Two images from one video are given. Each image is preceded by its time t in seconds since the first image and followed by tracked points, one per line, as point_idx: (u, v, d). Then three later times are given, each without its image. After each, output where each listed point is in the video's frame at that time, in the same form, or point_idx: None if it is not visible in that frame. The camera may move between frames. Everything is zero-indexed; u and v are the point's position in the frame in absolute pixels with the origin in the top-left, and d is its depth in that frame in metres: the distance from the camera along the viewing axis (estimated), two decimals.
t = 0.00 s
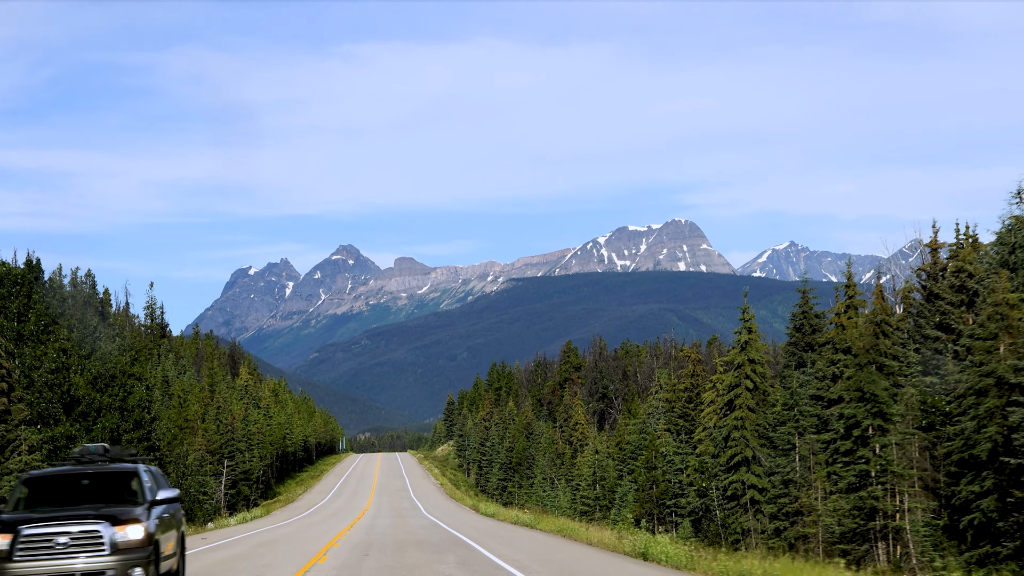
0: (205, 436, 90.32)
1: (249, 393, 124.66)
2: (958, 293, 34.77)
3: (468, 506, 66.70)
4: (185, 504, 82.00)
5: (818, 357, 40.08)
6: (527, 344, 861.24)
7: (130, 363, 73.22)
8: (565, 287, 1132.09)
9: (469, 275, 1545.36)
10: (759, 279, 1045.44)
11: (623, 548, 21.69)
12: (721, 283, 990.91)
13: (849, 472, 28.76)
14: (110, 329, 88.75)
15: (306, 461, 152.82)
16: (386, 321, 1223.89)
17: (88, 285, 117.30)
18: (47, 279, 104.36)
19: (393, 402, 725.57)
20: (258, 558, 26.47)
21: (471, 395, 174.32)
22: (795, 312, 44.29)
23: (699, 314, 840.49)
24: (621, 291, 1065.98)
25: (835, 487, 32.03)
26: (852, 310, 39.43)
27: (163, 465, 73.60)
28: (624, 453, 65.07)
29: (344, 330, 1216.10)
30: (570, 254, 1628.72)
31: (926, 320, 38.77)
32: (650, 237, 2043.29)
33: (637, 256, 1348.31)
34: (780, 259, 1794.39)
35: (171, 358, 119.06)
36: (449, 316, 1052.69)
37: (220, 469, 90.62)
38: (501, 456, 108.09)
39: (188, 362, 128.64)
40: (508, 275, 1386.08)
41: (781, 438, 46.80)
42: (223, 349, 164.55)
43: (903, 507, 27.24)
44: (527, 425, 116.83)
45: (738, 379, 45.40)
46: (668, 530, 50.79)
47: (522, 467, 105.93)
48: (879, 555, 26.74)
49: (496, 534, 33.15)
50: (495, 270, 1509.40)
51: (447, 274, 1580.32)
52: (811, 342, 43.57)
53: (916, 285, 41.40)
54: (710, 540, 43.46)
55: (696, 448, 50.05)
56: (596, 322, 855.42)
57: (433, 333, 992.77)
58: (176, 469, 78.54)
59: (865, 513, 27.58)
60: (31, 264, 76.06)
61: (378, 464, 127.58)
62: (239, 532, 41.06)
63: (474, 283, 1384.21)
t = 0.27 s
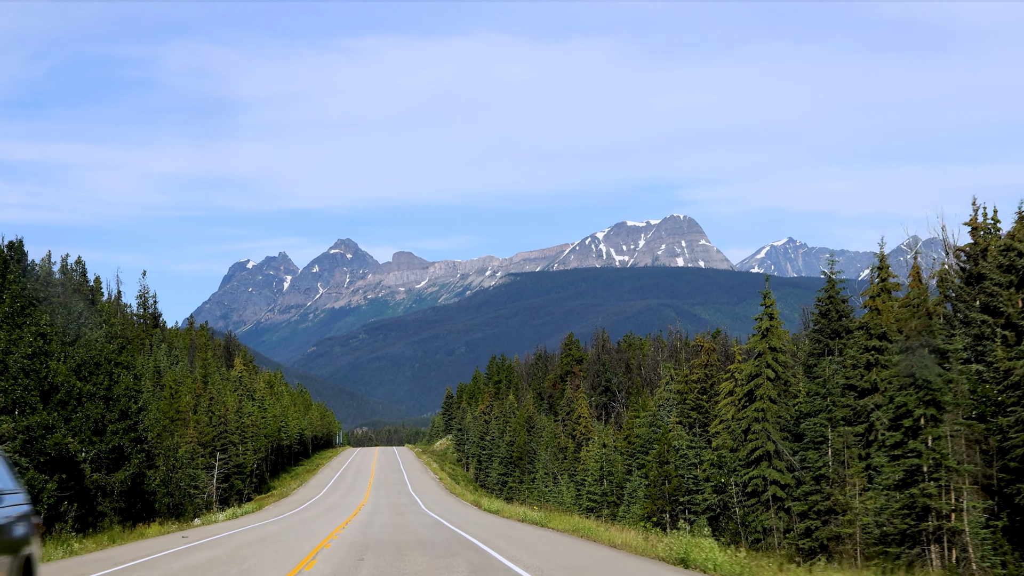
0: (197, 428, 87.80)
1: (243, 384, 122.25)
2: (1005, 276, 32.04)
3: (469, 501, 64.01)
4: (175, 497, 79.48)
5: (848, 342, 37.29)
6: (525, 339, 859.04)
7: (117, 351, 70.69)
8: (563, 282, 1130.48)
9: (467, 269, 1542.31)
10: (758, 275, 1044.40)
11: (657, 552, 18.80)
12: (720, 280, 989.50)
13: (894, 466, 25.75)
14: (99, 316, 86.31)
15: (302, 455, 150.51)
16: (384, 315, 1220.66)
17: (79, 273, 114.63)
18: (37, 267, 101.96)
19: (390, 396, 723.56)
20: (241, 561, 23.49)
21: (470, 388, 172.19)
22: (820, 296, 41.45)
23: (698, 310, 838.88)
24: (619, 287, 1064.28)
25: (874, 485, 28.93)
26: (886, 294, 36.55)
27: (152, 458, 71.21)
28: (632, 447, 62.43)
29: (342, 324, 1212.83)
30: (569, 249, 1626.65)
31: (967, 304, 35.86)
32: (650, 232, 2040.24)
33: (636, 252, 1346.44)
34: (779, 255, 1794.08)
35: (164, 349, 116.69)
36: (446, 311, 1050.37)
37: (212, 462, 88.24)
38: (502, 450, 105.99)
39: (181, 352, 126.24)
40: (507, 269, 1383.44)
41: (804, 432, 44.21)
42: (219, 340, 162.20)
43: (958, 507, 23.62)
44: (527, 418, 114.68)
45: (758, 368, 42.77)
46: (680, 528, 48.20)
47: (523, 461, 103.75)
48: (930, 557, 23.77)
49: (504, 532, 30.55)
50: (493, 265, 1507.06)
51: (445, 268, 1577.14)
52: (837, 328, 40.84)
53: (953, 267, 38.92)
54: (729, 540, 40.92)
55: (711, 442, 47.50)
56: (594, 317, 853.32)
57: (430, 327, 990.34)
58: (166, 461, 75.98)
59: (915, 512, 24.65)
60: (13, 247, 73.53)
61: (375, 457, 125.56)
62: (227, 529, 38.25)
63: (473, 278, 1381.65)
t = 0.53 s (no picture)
0: (185, 426, 84.90)
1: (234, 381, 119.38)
2: None
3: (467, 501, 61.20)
4: (162, 496, 76.53)
5: (883, 332, 34.55)
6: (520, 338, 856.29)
7: (101, 344, 67.69)
8: (558, 281, 1127.91)
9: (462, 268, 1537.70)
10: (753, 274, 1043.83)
11: (700, 565, 16.06)
12: (715, 279, 988.78)
13: (955, 463, 22.84)
14: (83, 309, 83.39)
15: (294, 453, 147.60)
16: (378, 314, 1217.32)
17: (65, 266, 111.46)
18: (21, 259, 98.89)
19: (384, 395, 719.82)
20: (218, 570, 20.61)
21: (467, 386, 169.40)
22: (846, 283, 38.92)
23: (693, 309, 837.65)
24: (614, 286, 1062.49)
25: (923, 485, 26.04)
26: (921, 279, 34.12)
27: (137, 456, 68.48)
28: (639, 446, 59.64)
29: (336, 323, 1208.28)
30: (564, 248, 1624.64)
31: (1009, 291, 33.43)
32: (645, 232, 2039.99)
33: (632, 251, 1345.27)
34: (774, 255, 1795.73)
35: (153, 344, 113.70)
36: (441, 310, 1047.02)
37: (201, 460, 85.36)
38: (499, 448, 103.29)
39: (170, 348, 123.21)
40: (502, 268, 1380.41)
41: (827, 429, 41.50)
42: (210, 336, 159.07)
43: None
44: (525, 416, 111.99)
45: (779, 361, 40.08)
46: (692, 531, 45.41)
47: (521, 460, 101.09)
48: (992, 565, 20.77)
49: (512, 537, 27.83)
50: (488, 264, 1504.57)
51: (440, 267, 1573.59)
52: (864, 318, 38.24)
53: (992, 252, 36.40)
54: (746, 544, 38.24)
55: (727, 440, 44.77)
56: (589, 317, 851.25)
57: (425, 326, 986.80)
58: (153, 459, 73.02)
59: (976, 516, 21.82)
60: None
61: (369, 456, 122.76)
62: (209, 531, 35.20)
63: (468, 277, 1378.18)
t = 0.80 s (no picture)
0: (177, 420, 82.02)
1: (229, 374, 116.73)
2: None
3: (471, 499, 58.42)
4: (153, 493, 73.61)
5: (926, 315, 31.76)
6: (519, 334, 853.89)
7: (87, 335, 64.64)
8: (557, 277, 1125.24)
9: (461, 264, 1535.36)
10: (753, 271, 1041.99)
11: None
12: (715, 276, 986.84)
13: None
14: (70, 299, 80.51)
15: (291, 449, 145.01)
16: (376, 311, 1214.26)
17: (54, 256, 108.10)
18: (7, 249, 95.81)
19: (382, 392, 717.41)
20: None
21: (467, 380, 166.85)
22: (881, 265, 36.36)
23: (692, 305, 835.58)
24: (613, 282, 1060.26)
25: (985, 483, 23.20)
26: (970, 258, 31.27)
27: (126, 451, 65.79)
28: (652, 439, 56.92)
29: (334, 319, 1204.84)
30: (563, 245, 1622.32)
31: None
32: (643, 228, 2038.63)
33: (630, 248, 1343.48)
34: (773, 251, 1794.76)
35: (145, 337, 110.83)
36: (440, 306, 1044.12)
37: (194, 456, 82.60)
38: (501, 444, 100.84)
39: (164, 340, 120.36)
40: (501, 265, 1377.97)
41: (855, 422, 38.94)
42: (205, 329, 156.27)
43: None
44: (528, 410, 109.42)
45: (807, 349, 37.50)
46: (711, 530, 42.84)
47: (523, 456, 98.64)
48: None
49: (526, 539, 25.17)
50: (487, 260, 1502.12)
51: (439, 263, 1570.73)
52: (902, 302, 35.62)
53: None
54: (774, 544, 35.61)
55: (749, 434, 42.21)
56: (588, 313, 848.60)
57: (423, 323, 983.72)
58: (142, 455, 70.03)
59: None
60: None
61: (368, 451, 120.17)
62: (191, 533, 32.04)
63: (466, 273, 1375.46)
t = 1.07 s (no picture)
0: (168, 417, 79.30)
1: (224, 370, 114.02)
2: None
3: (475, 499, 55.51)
4: (142, 492, 70.92)
5: (977, 300, 29.10)
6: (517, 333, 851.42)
7: (73, 327, 61.89)
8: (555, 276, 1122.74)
9: (460, 263, 1533.07)
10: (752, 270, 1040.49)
11: None
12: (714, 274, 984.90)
13: None
14: (58, 291, 77.82)
15: (288, 447, 142.29)
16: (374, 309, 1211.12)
17: (43, 248, 105.40)
18: None
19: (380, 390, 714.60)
20: None
21: (466, 377, 164.23)
22: (922, 247, 34.03)
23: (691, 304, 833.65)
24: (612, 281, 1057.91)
25: None
26: None
27: (113, 449, 63.06)
28: (666, 437, 53.99)
29: (332, 317, 1201.29)
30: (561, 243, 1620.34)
31: None
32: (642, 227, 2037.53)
33: (629, 247, 1341.30)
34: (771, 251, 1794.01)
35: (138, 332, 108.10)
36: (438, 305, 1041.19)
37: (186, 454, 79.88)
38: (503, 442, 98.27)
39: (157, 335, 117.61)
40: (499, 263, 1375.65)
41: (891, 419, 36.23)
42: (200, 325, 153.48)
43: None
44: (530, 407, 106.87)
45: (840, 339, 34.71)
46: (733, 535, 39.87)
47: (525, 454, 96.05)
48: None
49: (543, 544, 22.40)
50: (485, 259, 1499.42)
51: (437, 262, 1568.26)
52: (945, 286, 33.26)
53: None
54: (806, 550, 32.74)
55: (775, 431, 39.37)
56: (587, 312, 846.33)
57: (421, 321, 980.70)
58: (130, 452, 67.28)
59: None
60: None
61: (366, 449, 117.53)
62: (170, 537, 28.74)
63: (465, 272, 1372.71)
